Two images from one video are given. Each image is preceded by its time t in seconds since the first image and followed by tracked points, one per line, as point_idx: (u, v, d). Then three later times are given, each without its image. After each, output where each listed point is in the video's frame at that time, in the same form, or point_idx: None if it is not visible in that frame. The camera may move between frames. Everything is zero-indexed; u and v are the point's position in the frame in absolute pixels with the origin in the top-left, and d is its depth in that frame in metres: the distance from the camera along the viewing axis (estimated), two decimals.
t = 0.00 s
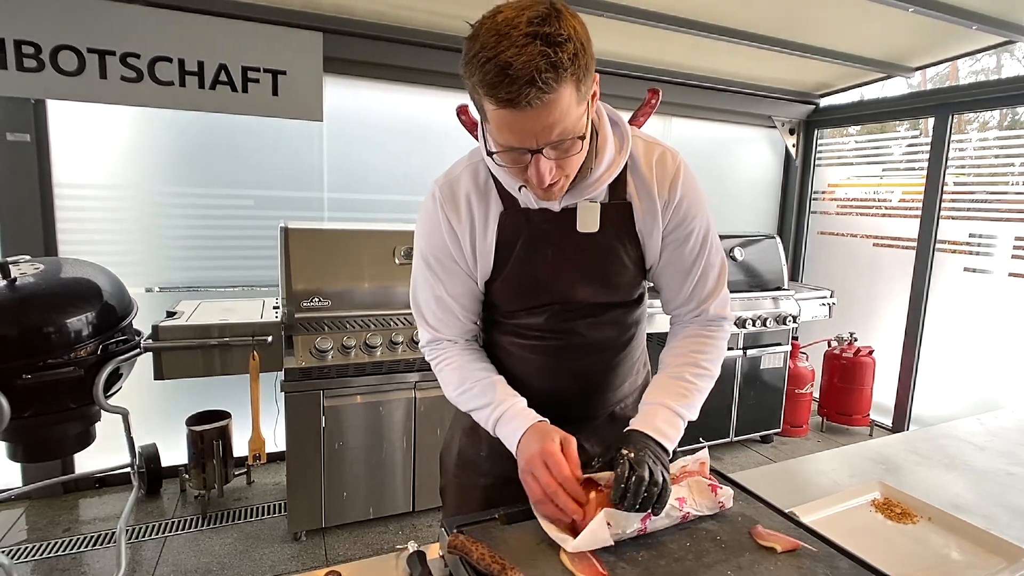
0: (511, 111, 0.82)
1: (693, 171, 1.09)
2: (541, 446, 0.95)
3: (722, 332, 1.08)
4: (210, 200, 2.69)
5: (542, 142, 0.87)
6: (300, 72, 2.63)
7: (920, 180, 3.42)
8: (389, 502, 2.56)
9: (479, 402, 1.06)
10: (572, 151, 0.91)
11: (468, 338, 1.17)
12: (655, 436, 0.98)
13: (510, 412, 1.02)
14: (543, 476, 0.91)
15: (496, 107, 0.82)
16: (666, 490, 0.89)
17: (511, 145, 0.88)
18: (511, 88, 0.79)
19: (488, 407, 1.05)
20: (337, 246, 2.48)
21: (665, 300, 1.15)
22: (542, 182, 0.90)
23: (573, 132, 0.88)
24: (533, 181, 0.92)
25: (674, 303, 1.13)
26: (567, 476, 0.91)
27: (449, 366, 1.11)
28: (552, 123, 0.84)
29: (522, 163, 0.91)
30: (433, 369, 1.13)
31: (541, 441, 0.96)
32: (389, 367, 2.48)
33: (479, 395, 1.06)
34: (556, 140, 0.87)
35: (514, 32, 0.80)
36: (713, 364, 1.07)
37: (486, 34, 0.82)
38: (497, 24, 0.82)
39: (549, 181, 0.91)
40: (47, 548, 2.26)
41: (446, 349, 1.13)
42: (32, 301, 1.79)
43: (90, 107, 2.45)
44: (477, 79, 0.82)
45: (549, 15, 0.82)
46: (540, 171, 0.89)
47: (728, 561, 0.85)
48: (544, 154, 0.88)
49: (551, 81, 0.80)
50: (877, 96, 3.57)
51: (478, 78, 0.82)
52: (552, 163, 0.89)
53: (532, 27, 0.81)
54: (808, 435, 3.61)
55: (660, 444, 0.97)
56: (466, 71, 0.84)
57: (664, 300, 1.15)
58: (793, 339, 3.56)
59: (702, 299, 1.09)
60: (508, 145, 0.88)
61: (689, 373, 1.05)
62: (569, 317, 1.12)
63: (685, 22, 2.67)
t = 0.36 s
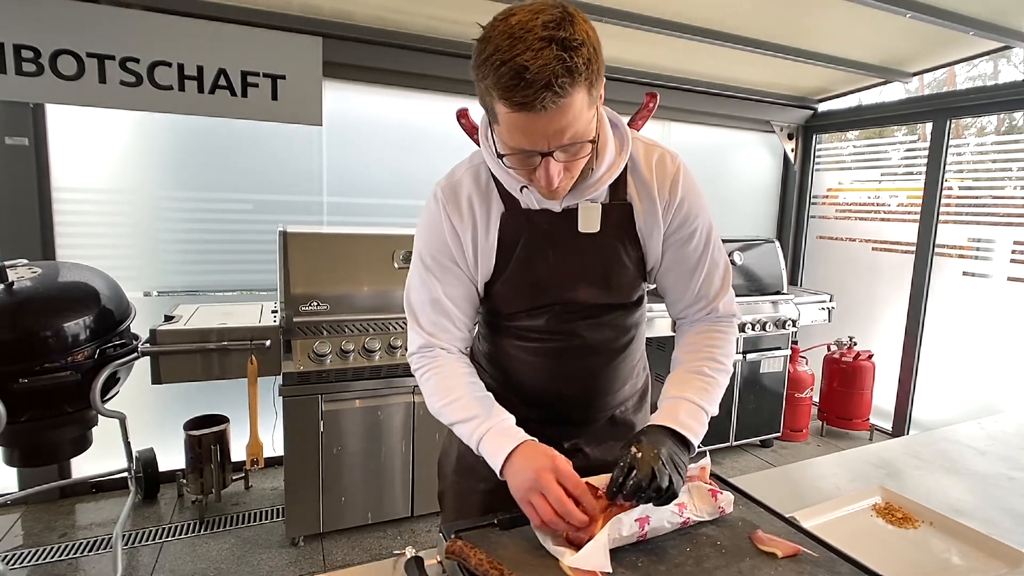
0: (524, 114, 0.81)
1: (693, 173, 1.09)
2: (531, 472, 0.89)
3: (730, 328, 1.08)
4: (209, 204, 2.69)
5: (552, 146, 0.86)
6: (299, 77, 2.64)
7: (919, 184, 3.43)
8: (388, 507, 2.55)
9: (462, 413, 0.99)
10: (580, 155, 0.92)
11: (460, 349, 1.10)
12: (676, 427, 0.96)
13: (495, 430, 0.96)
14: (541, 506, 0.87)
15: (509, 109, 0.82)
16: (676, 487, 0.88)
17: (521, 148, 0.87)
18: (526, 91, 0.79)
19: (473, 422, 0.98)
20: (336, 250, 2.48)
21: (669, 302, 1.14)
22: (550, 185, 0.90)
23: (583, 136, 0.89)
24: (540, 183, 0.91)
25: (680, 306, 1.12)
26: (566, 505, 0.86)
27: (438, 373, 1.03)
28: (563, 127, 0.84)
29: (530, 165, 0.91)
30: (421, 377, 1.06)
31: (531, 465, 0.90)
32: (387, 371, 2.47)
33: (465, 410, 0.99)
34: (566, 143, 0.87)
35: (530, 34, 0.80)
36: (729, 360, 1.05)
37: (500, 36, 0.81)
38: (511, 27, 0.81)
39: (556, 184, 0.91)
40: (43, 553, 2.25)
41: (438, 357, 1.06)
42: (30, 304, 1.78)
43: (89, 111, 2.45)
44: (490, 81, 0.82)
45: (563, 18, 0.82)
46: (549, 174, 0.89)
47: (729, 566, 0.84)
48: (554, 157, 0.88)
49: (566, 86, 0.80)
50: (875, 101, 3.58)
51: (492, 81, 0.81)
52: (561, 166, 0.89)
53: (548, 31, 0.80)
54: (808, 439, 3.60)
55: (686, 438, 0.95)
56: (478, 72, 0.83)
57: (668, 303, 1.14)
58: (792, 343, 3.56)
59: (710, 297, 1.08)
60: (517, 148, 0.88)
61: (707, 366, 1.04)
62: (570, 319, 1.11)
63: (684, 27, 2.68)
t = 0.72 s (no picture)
0: (511, 119, 0.81)
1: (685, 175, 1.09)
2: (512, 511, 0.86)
3: (724, 335, 1.05)
4: (202, 205, 2.68)
5: (540, 150, 0.86)
6: (293, 77, 2.63)
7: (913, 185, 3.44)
8: (383, 509, 2.53)
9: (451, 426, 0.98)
10: (570, 158, 0.91)
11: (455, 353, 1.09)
12: (664, 438, 0.94)
13: (479, 448, 0.95)
14: (524, 544, 0.84)
15: (495, 114, 0.81)
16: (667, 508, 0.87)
17: (509, 152, 0.87)
18: (511, 96, 0.78)
19: (456, 439, 0.97)
20: (330, 252, 2.46)
21: (661, 308, 1.13)
22: (540, 188, 0.89)
23: (572, 140, 0.88)
24: (530, 186, 0.91)
25: (670, 310, 1.10)
26: (550, 544, 0.83)
27: (429, 382, 1.03)
28: (551, 131, 0.83)
29: (519, 169, 0.90)
30: (413, 381, 1.05)
31: (512, 501, 0.87)
32: (383, 373, 2.46)
33: (449, 425, 0.98)
34: (555, 147, 0.86)
35: (516, 39, 0.79)
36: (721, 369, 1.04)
37: (487, 40, 0.80)
38: (497, 30, 0.80)
39: (546, 188, 0.90)
40: (33, 558, 2.22)
41: (430, 362, 1.04)
42: (21, 305, 1.76)
43: (81, 111, 2.43)
44: (476, 86, 0.81)
45: (551, 22, 0.81)
46: (538, 177, 0.88)
47: (725, 569, 0.84)
48: (543, 161, 0.87)
49: (553, 91, 0.79)
50: (869, 103, 3.59)
51: (478, 85, 0.81)
52: (550, 170, 0.89)
53: (535, 35, 0.79)
54: (803, 440, 3.61)
55: (672, 448, 0.94)
56: (465, 76, 0.83)
57: (660, 309, 1.12)
58: (787, 344, 3.57)
59: (701, 302, 1.06)
60: (506, 151, 0.87)
61: (697, 376, 1.02)
62: (563, 320, 1.10)
63: (678, 29, 2.68)
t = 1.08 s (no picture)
0: (494, 117, 0.80)
1: (682, 168, 1.08)
2: (507, 491, 0.88)
3: (735, 325, 1.05)
4: (195, 203, 2.66)
5: (526, 147, 0.85)
6: (288, 75, 2.61)
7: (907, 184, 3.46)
8: (378, 509, 2.52)
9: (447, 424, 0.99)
10: (558, 155, 0.90)
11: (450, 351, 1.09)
12: (675, 433, 0.95)
13: (477, 444, 0.96)
14: (520, 523, 0.86)
15: (478, 112, 0.80)
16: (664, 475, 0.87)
17: (495, 150, 0.86)
18: (492, 93, 0.77)
19: (454, 436, 0.98)
20: (325, 251, 2.45)
21: (669, 303, 1.12)
22: (528, 186, 0.88)
23: (558, 136, 0.87)
24: (518, 184, 0.90)
25: (679, 305, 1.10)
26: (546, 519, 0.86)
27: (422, 382, 1.02)
28: (537, 128, 0.82)
29: (507, 166, 0.90)
30: (408, 381, 1.05)
31: (508, 482, 0.90)
32: (378, 372, 2.45)
33: (445, 422, 0.99)
34: (541, 144, 0.85)
35: (497, 35, 0.78)
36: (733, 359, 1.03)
37: (468, 37, 0.80)
38: (479, 27, 0.80)
39: (535, 185, 0.89)
40: (24, 560, 2.20)
41: (424, 361, 1.04)
42: (11, 304, 1.74)
43: (73, 108, 2.41)
44: (459, 84, 0.80)
45: (532, 16, 0.80)
46: (525, 175, 0.87)
47: (723, 568, 0.84)
48: (530, 158, 0.86)
49: (534, 86, 0.78)
50: (863, 102, 3.61)
51: (461, 82, 0.80)
52: (538, 166, 0.88)
53: (515, 31, 0.78)
54: (798, 438, 3.62)
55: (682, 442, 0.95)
56: (448, 74, 0.82)
57: (669, 304, 1.12)
58: (782, 342, 3.57)
59: (708, 294, 1.05)
60: (493, 149, 0.86)
61: (707, 368, 1.02)
62: (557, 319, 1.10)
63: (673, 27, 2.68)
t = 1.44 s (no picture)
0: (500, 113, 0.79)
1: (684, 167, 1.08)
2: (518, 484, 0.88)
3: (737, 323, 1.05)
4: (193, 201, 2.65)
5: (532, 143, 0.84)
6: (286, 71, 2.60)
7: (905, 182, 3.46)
8: (378, 507, 2.52)
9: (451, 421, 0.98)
10: (563, 152, 0.89)
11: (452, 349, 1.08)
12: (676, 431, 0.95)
13: (482, 441, 0.96)
14: (529, 516, 0.85)
15: (484, 108, 0.80)
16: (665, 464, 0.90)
17: (500, 146, 0.85)
18: (498, 89, 0.77)
19: (459, 432, 0.98)
20: (324, 249, 2.45)
21: (670, 301, 1.12)
22: (533, 184, 0.88)
23: (563, 132, 0.86)
24: (523, 181, 0.89)
25: (680, 303, 1.10)
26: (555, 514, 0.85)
27: (426, 382, 1.01)
28: (543, 124, 0.82)
29: (512, 164, 0.89)
30: (410, 379, 1.04)
31: (519, 476, 0.90)
32: (377, 370, 2.45)
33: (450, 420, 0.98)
34: (546, 140, 0.85)
35: (503, 30, 0.78)
36: (734, 358, 1.03)
37: (474, 33, 0.79)
38: (484, 22, 0.79)
39: (540, 182, 0.89)
40: (22, 559, 2.20)
41: (427, 359, 1.04)
42: (9, 303, 1.74)
43: (69, 105, 2.40)
44: (464, 80, 0.80)
45: (538, 12, 0.80)
46: (530, 172, 0.86)
47: (726, 566, 0.84)
48: (534, 155, 0.86)
49: (541, 82, 0.77)
50: (861, 99, 3.61)
51: (466, 78, 0.80)
52: (542, 163, 0.87)
53: (521, 26, 0.78)
54: (796, 436, 3.63)
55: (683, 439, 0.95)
56: (453, 70, 0.82)
57: (670, 302, 1.12)
58: (781, 340, 3.58)
59: (710, 293, 1.05)
60: (498, 146, 0.86)
61: (708, 366, 1.02)
62: (560, 318, 1.09)
63: (673, 24, 2.67)
